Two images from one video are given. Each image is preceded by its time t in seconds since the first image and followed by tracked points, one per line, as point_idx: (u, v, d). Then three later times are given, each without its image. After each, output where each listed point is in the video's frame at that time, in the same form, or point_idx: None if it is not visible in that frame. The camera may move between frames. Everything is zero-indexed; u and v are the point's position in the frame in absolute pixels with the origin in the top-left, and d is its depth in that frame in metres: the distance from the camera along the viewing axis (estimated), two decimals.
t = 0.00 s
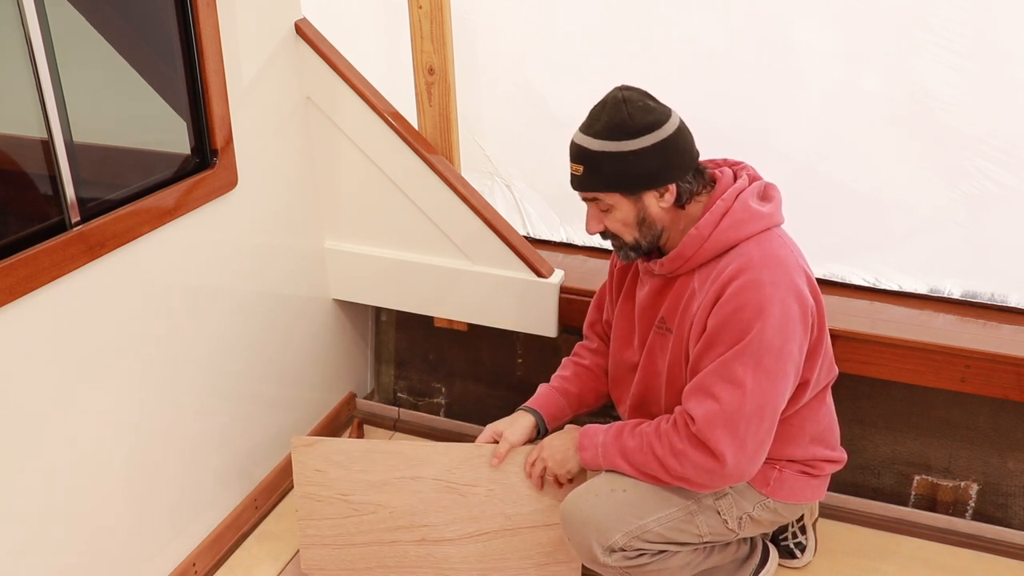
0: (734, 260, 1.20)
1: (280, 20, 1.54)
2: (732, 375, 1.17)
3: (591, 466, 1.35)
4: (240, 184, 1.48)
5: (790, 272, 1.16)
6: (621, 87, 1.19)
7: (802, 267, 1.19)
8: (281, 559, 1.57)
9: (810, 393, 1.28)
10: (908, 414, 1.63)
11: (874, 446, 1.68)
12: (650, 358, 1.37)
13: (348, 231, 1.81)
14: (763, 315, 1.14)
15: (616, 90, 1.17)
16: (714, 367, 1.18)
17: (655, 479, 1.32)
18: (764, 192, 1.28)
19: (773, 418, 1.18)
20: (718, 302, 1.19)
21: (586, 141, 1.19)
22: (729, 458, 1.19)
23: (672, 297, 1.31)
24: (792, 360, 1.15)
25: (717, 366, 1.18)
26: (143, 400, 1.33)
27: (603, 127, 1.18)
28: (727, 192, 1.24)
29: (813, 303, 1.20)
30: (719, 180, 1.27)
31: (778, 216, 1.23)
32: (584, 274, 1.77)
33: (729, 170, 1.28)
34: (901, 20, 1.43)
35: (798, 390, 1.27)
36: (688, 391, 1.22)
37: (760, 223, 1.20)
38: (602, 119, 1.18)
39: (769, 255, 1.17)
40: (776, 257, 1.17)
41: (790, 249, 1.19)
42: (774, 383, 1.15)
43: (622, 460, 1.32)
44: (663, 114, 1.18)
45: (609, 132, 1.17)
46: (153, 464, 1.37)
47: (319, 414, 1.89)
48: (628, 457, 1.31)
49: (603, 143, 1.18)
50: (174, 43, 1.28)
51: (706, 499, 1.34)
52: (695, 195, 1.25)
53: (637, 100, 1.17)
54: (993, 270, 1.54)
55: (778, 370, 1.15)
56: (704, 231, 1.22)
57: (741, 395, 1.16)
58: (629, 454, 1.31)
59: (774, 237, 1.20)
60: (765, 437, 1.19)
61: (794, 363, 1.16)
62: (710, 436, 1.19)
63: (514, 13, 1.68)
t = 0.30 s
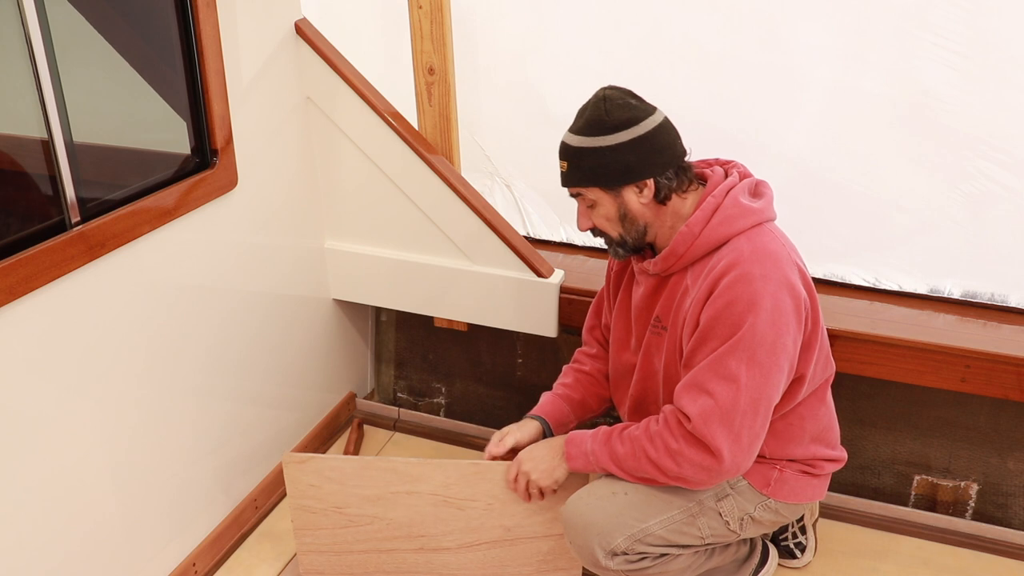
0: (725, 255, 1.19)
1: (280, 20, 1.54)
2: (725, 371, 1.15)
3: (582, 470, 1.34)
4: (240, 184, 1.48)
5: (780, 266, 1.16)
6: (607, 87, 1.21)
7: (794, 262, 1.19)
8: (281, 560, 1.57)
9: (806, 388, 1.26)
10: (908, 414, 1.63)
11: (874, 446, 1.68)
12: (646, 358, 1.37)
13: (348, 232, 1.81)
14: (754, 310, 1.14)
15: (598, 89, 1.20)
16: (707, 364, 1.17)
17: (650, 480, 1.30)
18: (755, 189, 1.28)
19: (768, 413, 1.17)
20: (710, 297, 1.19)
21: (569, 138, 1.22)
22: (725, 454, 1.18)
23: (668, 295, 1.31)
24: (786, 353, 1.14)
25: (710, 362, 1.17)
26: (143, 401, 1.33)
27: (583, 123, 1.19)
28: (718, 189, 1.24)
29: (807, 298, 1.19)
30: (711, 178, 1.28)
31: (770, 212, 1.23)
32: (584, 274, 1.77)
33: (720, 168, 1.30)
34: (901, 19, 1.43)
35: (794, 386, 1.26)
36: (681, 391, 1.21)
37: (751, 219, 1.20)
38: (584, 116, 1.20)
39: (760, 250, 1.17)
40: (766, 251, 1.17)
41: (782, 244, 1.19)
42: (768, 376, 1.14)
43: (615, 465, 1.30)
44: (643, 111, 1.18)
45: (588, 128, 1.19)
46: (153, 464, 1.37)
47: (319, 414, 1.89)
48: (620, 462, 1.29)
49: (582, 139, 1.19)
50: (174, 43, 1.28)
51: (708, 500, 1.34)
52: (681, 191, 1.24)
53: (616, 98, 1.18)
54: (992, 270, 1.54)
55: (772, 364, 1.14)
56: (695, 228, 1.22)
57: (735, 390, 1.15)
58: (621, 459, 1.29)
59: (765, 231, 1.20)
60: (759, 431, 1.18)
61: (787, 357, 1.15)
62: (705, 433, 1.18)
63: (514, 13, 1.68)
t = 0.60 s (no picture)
0: (716, 254, 1.19)
1: (280, 20, 1.54)
2: (709, 369, 1.16)
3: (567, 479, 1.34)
4: (240, 185, 1.48)
5: (770, 265, 1.15)
6: (599, 90, 1.22)
7: (787, 261, 1.18)
8: (281, 560, 1.57)
9: (802, 388, 1.26)
10: (908, 414, 1.63)
11: (874, 446, 1.68)
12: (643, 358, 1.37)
13: (348, 232, 1.81)
14: (741, 309, 1.13)
15: (589, 93, 1.20)
16: (691, 362, 1.18)
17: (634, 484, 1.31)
18: (750, 188, 1.27)
19: (754, 411, 1.17)
20: (699, 295, 1.19)
21: (562, 141, 1.22)
22: (709, 451, 1.19)
23: (662, 295, 1.31)
24: (773, 352, 1.14)
25: (694, 361, 1.17)
26: (143, 401, 1.33)
27: (575, 126, 1.20)
28: (711, 188, 1.24)
29: (800, 297, 1.18)
30: (705, 177, 1.27)
31: (764, 211, 1.22)
32: (584, 274, 1.77)
33: (714, 168, 1.29)
34: (901, 19, 1.43)
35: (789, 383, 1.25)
36: (664, 389, 1.21)
37: (743, 218, 1.20)
38: (576, 120, 1.21)
39: (750, 249, 1.16)
40: (756, 250, 1.16)
41: (773, 243, 1.18)
42: (754, 374, 1.14)
43: (598, 469, 1.30)
44: (633, 112, 1.18)
45: (579, 131, 1.20)
46: (153, 464, 1.38)
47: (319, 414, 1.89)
48: (604, 466, 1.29)
49: (573, 142, 1.20)
50: (174, 43, 1.28)
51: (709, 503, 1.33)
52: (674, 190, 1.24)
53: (607, 100, 1.19)
54: (992, 270, 1.54)
55: (757, 362, 1.14)
56: (688, 227, 1.22)
57: (721, 387, 1.15)
58: (605, 463, 1.29)
59: (756, 230, 1.19)
60: (744, 429, 1.18)
61: (775, 356, 1.15)
62: (688, 430, 1.18)
63: (514, 12, 1.68)
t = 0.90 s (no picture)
0: (713, 255, 1.19)
1: (280, 20, 1.54)
2: (724, 379, 1.15)
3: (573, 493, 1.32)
4: (240, 185, 1.48)
5: (766, 264, 1.15)
6: (597, 88, 1.22)
7: (784, 260, 1.18)
8: (282, 560, 1.57)
9: (801, 387, 1.26)
10: (908, 414, 1.63)
11: (874, 446, 1.68)
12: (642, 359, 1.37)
13: (348, 232, 1.81)
14: (745, 312, 1.13)
15: (588, 91, 1.20)
16: (702, 372, 1.16)
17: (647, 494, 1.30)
18: (746, 187, 1.28)
19: (763, 408, 1.18)
20: (698, 298, 1.18)
21: (560, 139, 1.22)
22: (728, 457, 1.19)
23: (659, 295, 1.31)
24: (779, 351, 1.15)
25: (705, 371, 1.16)
26: (143, 401, 1.33)
27: (574, 123, 1.20)
28: (707, 188, 1.24)
29: (797, 294, 1.18)
30: (701, 177, 1.28)
31: (759, 210, 1.22)
32: (584, 274, 1.77)
33: (710, 167, 1.29)
34: (901, 19, 1.43)
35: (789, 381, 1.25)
36: (678, 403, 1.19)
37: (739, 217, 1.20)
38: (575, 117, 1.21)
39: (746, 248, 1.16)
40: (753, 250, 1.16)
41: (769, 242, 1.18)
42: (764, 375, 1.15)
43: (610, 487, 1.28)
44: (631, 109, 1.18)
45: (577, 128, 1.20)
46: (153, 464, 1.38)
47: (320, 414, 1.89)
48: (617, 484, 1.27)
49: (572, 139, 1.20)
50: (174, 43, 1.28)
51: (710, 503, 1.34)
52: (672, 189, 1.24)
53: (605, 98, 1.19)
54: (993, 270, 1.54)
55: (765, 361, 1.14)
56: (684, 227, 1.22)
57: (736, 395, 1.15)
58: (619, 482, 1.27)
59: (751, 229, 1.19)
60: (755, 426, 1.19)
61: (780, 354, 1.15)
62: (707, 442, 1.17)
63: (514, 13, 1.68)
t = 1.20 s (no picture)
0: (712, 253, 1.19)
1: (280, 20, 1.54)
2: (729, 374, 1.13)
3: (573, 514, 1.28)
4: (240, 185, 1.49)
5: (765, 260, 1.15)
6: (601, 84, 1.21)
7: (783, 257, 1.18)
8: (282, 559, 1.57)
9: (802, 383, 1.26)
10: (908, 414, 1.63)
11: (874, 446, 1.68)
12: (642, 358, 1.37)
13: (348, 232, 1.81)
14: (746, 307, 1.12)
15: (592, 87, 1.20)
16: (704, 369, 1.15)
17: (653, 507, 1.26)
18: (743, 185, 1.28)
19: (765, 404, 1.17)
20: (698, 296, 1.18)
21: (563, 134, 1.22)
22: (735, 456, 1.16)
23: (658, 294, 1.31)
24: (779, 345, 1.14)
25: (707, 367, 1.14)
26: (144, 400, 1.33)
27: (577, 119, 1.20)
28: (705, 186, 1.23)
29: (795, 290, 1.18)
30: (699, 175, 1.27)
31: (758, 208, 1.22)
32: (584, 274, 1.77)
33: (708, 165, 1.29)
34: (901, 19, 1.43)
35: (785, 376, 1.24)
36: (683, 405, 1.17)
37: (738, 215, 1.20)
38: (578, 113, 1.20)
39: (746, 246, 1.16)
40: (752, 247, 1.16)
41: (768, 239, 1.18)
42: (765, 369, 1.14)
43: (616, 502, 1.24)
44: (635, 107, 1.18)
45: (581, 124, 1.19)
46: (152, 464, 1.37)
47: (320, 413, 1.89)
48: (623, 497, 1.23)
49: (575, 135, 1.20)
50: (174, 43, 1.28)
51: (718, 503, 1.35)
52: (673, 188, 1.24)
53: (610, 94, 1.18)
54: (992, 270, 1.54)
55: (767, 355, 1.13)
56: (683, 226, 1.22)
57: (741, 390, 1.13)
58: (624, 495, 1.23)
59: (750, 227, 1.19)
60: (758, 424, 1.17)
61: (780, 349, 1.15)
62: (713, 440, 1.15)
63: (514, 13, 1.68)
